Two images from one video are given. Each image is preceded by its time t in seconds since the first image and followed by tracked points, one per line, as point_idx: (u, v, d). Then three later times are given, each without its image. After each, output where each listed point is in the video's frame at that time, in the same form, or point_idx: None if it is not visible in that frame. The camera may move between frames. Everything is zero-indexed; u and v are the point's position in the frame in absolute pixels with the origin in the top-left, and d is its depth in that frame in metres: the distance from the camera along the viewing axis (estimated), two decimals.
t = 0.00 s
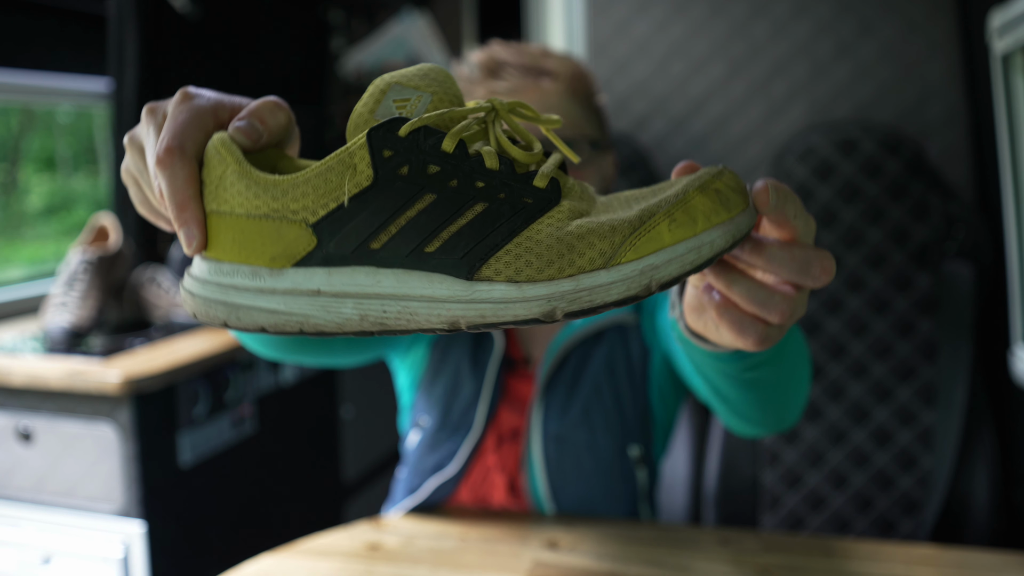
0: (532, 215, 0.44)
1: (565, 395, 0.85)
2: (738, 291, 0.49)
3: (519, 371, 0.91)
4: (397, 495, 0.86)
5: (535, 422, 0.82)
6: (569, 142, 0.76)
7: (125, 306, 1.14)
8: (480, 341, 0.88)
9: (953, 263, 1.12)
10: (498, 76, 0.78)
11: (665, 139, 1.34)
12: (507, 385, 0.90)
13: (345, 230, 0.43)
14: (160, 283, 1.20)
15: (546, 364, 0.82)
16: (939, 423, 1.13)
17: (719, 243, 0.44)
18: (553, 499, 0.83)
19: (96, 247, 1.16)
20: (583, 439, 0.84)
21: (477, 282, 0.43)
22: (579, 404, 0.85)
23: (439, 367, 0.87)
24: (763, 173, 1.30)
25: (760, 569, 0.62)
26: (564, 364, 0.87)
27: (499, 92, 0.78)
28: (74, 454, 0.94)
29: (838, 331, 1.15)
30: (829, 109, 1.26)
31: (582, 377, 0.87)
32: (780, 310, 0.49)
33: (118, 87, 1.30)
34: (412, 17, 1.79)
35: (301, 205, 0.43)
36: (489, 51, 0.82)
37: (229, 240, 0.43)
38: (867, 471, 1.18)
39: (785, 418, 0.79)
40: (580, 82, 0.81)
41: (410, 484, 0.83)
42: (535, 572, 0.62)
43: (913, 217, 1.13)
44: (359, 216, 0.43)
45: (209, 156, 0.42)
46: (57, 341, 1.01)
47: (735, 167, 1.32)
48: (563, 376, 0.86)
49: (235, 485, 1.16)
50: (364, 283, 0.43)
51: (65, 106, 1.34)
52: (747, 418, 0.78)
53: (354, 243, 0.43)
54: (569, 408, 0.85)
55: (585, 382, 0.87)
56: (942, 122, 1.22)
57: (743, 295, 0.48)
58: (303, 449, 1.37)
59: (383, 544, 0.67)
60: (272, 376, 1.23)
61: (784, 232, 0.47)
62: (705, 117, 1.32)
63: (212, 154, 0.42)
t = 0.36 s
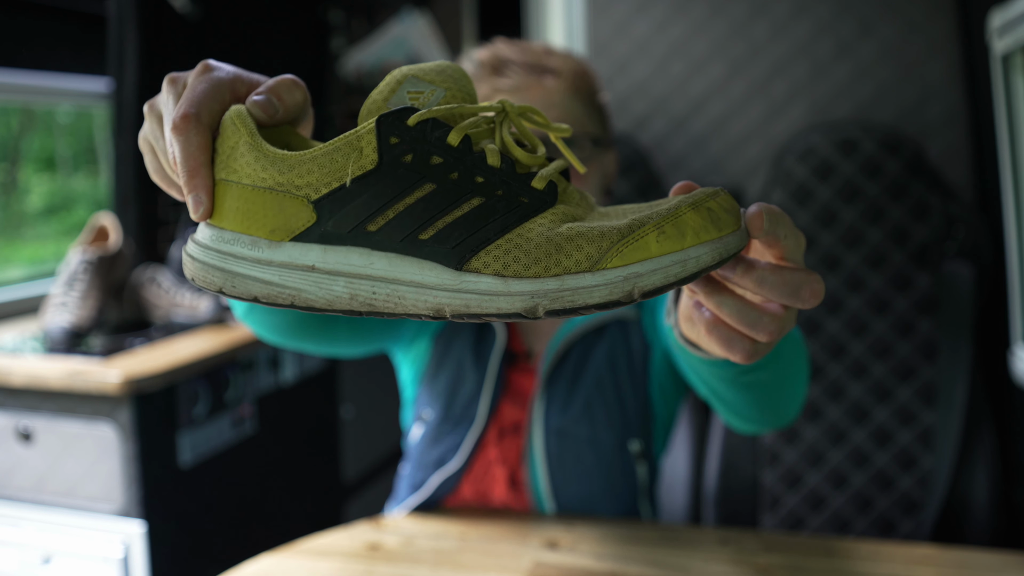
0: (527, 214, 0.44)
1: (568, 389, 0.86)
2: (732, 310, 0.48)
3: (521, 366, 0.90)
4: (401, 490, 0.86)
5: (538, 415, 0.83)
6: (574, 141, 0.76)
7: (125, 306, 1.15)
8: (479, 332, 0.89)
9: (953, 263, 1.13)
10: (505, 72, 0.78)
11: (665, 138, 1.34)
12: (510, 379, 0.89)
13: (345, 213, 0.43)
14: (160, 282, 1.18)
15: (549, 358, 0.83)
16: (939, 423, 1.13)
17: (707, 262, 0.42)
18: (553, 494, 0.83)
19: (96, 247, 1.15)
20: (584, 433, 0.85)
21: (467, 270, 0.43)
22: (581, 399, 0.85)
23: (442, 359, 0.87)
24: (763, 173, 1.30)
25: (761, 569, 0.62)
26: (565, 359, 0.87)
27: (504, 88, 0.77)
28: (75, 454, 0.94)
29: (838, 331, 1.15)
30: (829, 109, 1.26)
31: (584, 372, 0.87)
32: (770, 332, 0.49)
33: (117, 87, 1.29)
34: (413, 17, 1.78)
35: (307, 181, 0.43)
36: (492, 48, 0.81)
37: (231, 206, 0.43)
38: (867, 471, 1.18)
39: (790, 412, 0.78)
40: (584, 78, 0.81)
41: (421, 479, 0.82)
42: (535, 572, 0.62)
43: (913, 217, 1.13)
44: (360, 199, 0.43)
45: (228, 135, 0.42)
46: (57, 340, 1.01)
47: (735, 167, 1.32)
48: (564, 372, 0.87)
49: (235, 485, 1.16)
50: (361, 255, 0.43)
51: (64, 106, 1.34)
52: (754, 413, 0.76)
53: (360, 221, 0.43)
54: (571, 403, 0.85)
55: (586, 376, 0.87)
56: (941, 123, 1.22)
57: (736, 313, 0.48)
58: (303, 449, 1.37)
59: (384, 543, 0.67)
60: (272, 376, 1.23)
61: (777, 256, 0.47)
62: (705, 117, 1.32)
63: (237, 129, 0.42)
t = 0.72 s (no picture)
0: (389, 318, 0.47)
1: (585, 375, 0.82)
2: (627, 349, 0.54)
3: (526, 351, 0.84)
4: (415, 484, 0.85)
5: (557, 401, 0.81)
6: (576, 135, 0.77)
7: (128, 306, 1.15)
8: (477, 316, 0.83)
9: (952, 264, 1.13)
10: (503, 73, 0.78)
11: (665, 139, 1.34)
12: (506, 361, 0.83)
13: (285, 365, 0.44)
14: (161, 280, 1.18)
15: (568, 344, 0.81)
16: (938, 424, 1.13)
17: (544, 280, 0.43)
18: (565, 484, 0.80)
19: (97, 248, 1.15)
20: (601, 419, 0.81)
21: (377, 358, 0.42)
22: (599, 385, 0.82)
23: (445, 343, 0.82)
24: (763, 174, 1.30)
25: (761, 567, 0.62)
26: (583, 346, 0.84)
27: (503, 91, 0.78)
28: (76, 455, 0.95)
29: (836, 330, 1.17)
30: (828, 110, 1.26)
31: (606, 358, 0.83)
32: (649, 342, 0.54)
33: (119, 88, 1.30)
34: (413, 16, 1.69)
35: (244, 371, 0.43)
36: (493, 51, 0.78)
37: (215, 438, 0.40)
38: (867, 472, 1.18)
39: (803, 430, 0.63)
40: (584, 77, 0.79)
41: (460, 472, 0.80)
42: (535, 571, 0.62)
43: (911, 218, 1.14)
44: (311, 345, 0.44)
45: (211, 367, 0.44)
46: (58, 341, 1.03)
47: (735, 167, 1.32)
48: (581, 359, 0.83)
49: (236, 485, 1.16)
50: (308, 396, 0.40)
51: (65, 108, 1.34)
52: (752, 447, 0.62)
53: (312, 370, 0.43)
54: (590, 391, 0.81)
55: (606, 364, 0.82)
56: (940, 123, 1.22)
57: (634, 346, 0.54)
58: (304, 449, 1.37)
59: (384, 541, 0.67)
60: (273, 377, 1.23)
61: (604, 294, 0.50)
62: (705, 117, 1.32)
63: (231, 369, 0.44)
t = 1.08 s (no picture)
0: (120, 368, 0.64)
1: (598, 368, 0.80)
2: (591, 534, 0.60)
3: (528, 345, 0.83)
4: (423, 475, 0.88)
5: (568, 391, 0.79)
6: (584, 136, 0.80)
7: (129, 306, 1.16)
8: (466, 311, 0.86)
9: (949, 264, 1.13)
10: (519, 77, 0.80)
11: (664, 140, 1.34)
12: (494, 353, 0.83)
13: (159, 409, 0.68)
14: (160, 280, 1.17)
15: (580, 340, 0.79)
16: (936, 424, 1.13)
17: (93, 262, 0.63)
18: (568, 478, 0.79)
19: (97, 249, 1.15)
20: (609, 412, 0.79)
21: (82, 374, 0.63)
22: (611, 378, 0.80)
23: (436, 339, 0.86)
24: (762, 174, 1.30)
25: (761, 565, 0.63)
26: (597, 338, 0.81)
27: (518, 95, 0.80)
28: (79, 454, 0.96)
29: (834, 330, 1.17)
30: (826, 112, 1.26)
31: (618, 354, 0.81)
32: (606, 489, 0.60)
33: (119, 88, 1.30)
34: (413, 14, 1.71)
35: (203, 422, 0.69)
36: (511, 56, 0.80)
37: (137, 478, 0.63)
38: (866, 472, 1.18)
39: (798, 489, 0.69)
40: (595, 83, 0.81)
41: (465, 465, 0.83)
42: (536, 569, 0.62)
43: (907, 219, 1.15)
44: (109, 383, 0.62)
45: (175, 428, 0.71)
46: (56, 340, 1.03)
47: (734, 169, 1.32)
48: (594, 353, 0.81)
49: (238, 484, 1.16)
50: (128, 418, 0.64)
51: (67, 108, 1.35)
52: (771, 521, 0.67)
53: (131, 409, 0.61)
54: (602, 385, 0.80)
55: (619, 358, 0.80)
56: (937, 124, 1.22)
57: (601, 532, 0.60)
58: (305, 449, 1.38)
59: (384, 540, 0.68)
60: (275, 377, 1.23)
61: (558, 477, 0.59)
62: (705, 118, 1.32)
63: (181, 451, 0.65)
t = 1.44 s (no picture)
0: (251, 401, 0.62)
1: (603, 358, 0.81)
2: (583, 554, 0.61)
3: (537, 332, 0.84)
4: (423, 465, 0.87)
5: (575, 376, 0.80)
6: (611, 153, 0.79)
7: (130, 306, 1.17)
8: (481, 298, 0.87)
9: (948, 264, 1.13)
10: (555, 90, 0.79)
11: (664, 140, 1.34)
12: (503, 334, 0.84)
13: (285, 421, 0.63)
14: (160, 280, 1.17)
15: (590, 329, 0.80)
16: (936, 424, 1.13)
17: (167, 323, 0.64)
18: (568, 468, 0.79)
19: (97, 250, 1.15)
20: (611, 401, 0.80)
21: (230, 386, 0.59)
22: (615, 368, 0.80)
23: (450, 321, 0.87)
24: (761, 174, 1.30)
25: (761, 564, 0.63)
26: (604, 330, 0.82)
27: (553, 107, 0.80)
28: (80, 453, 0.97)
29: (833, 331, 1.18)
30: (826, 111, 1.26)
31: (623, 347, 0.81)
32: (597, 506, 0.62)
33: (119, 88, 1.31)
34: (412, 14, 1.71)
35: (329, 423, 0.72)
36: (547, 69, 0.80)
37: (324, 411, 0.58)
38: (865, 472, 1.18)
39: (780, 492, 0.70)
40: (628, 101, 0.80)
41: (460, 446, 0.83)
42: (535, 569, 0.62)
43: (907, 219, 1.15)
44: (252, 369, 0.58)
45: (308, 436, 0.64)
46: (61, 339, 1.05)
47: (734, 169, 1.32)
48: (601, 343, 0.81)
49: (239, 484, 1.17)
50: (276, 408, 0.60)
51: (67, 109, 1.35)
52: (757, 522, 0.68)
53: (292, 369, 0.60)
54: (606, 374, 0.80)
55: (624, 349, 0.81)
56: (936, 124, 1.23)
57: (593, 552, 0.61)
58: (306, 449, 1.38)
59: (385, 540, 0.68)
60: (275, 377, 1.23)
61: (554, 507, 0.60)
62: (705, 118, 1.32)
63: (351, 436, 0.67)
